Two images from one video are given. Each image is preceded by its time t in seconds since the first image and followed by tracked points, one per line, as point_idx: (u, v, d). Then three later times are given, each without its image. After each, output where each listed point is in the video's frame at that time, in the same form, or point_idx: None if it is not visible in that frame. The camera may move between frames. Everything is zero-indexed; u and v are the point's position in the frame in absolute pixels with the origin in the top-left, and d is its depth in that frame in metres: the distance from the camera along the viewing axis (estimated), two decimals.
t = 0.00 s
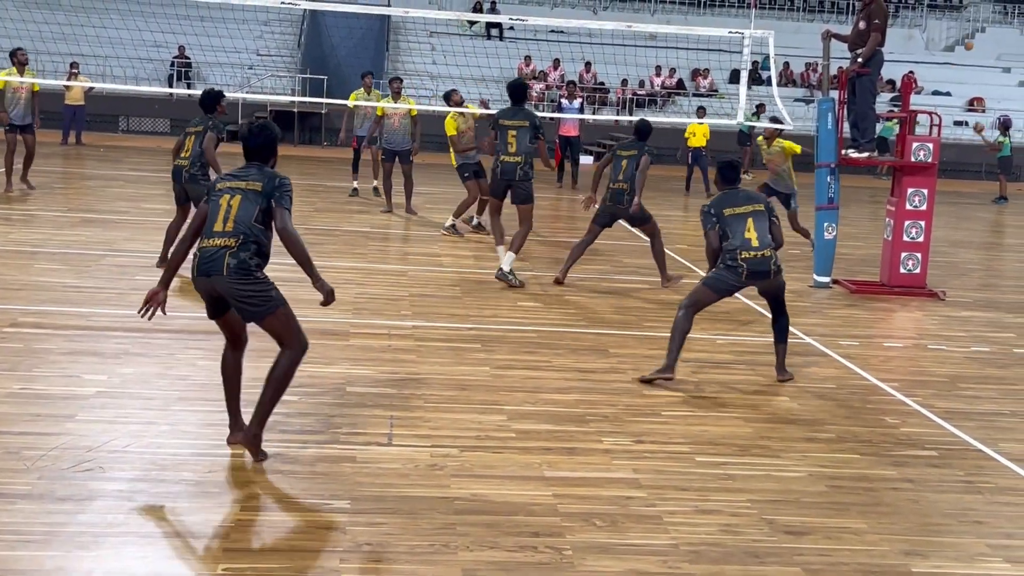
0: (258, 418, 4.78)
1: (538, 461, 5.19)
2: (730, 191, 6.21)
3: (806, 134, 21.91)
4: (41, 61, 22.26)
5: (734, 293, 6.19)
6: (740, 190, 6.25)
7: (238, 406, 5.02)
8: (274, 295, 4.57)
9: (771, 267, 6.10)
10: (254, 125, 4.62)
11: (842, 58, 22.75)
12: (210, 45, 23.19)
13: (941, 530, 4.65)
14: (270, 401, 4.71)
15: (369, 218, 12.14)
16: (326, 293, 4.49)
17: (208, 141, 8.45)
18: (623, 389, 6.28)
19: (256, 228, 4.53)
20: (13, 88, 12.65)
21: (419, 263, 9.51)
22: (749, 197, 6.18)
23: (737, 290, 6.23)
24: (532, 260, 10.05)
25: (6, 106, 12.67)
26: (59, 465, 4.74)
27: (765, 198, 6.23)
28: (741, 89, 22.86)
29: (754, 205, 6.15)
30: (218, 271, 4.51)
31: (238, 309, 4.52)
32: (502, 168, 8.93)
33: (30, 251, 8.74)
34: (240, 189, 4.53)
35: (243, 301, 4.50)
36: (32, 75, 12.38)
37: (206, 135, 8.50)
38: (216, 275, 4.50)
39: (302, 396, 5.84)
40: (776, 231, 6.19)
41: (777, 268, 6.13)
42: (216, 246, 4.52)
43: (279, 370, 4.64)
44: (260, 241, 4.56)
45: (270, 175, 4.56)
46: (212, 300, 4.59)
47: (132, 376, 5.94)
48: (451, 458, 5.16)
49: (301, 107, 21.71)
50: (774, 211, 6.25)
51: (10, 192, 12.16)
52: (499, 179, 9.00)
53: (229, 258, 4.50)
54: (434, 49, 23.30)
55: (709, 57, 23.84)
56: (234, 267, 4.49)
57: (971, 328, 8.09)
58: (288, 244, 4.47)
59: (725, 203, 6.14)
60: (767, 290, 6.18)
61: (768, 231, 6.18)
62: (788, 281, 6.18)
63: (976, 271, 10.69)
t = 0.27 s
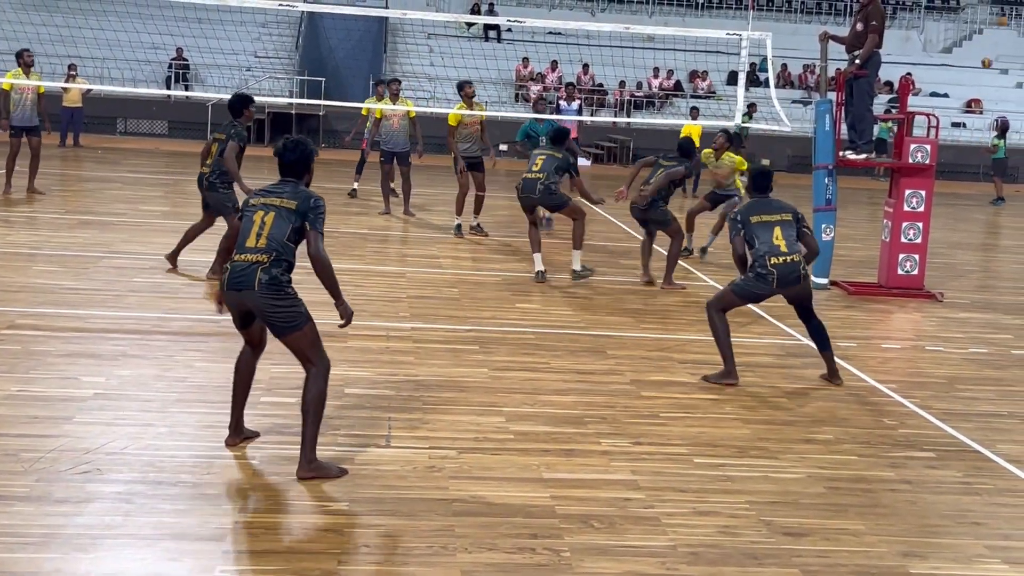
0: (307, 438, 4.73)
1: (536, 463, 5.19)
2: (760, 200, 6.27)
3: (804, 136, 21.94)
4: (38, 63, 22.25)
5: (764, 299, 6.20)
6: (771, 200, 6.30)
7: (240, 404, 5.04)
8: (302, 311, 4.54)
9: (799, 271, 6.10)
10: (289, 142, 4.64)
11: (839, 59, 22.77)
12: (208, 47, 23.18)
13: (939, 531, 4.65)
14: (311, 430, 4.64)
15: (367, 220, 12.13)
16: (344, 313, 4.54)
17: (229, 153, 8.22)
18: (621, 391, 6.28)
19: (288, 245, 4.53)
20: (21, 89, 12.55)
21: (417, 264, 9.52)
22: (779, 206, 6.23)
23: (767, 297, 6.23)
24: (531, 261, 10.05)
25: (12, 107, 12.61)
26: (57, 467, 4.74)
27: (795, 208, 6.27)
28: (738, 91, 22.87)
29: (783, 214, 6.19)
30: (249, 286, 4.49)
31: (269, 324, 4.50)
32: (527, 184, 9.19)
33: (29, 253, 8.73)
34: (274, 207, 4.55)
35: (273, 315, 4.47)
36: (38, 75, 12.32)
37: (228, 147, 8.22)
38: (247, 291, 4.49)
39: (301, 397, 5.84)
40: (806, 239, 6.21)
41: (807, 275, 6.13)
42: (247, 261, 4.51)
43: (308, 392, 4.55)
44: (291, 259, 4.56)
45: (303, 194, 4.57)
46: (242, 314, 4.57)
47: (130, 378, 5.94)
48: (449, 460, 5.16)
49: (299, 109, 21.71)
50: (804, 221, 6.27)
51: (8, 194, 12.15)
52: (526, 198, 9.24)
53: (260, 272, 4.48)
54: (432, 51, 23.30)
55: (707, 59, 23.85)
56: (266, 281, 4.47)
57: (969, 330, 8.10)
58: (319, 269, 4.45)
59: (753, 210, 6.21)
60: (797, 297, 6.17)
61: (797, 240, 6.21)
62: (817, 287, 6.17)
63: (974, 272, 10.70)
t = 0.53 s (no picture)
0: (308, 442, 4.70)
1: (535, 465, 5.19)
2: (748, 206, 6.22)
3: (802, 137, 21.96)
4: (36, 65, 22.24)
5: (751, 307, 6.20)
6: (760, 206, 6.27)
7: (243, 401, 5.10)
8: (320, 311, 4.55)
9: (788, 283, 6.13)
10: (307, 135, 4.61)
11: (837, 61, 22.78)
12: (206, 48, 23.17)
13: (937, 532, 4.65)
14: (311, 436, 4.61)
15: (365, 221, 12.13)
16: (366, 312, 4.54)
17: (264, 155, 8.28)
18: (619, 392, 6.28)
19: (310, 244, 4.53)
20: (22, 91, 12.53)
21: (416, 266, 9.52)
22: (767, 213, 6.21)
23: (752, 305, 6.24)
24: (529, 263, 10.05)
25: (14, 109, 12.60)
26: (55, 469, 4.74)
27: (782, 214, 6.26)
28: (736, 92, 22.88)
29: (772, 222, 6.18)
30: (272, 285, 4.53)
31: (288, 325, 4.54)
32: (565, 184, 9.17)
33: (27, 255, 8.73)
34: (297, 205, 4.54)
35: (294, 315, 4.51)
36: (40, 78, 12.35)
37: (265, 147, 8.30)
38: (269, 291, 4.54)
39: (299, 399, 5.84)
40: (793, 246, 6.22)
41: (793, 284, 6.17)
42: (270, 260, 4.53)
43: (317, 394, 4.57)
44: (315, 258, 4.56)
45: (326, 191, 4.54)
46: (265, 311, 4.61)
47: (129, 380, 5.94)
48: (447, 461, 5.16)
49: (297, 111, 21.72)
50: (791, 227, 6.28)
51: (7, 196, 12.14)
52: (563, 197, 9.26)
53: (282, 272, 4.51)
54: (430, 52, 23.31)
55: (705, 60, 23.87)
56: (287, 282, 4.50)
57: (967, 331, 8.10)
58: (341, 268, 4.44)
59: (741, 218, 6.18)
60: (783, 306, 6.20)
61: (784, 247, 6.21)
62: (802, 296, 6.22)
63: (972, 273, 10.71)
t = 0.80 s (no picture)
0: (344, 422, 4.93)
1: (534, 466, 5.19)
2: (722, 191, 6.13)
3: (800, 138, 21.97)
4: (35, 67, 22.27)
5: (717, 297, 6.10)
6: (739, 191, 6.14)
7: (250, 395, 5.19)
8: (322, 307, 4.61)
9: (752, 272, 5.97)
10: (312, 151, 4.67)
11: (836, 61, 22.80)
12: (205, 50, 23.21)
13: (936, 533, 4.65)
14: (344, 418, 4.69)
15: (363, 223, 12.14)
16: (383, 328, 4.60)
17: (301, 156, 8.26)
18: (618, 393, 6.28)
19: (307, 252, 4.61)
20: (19, 92, 12.51)
21: (414, 267, 9.52)
22: (744, 200, 6.08)
23: (721, 295, 6.13)
24: (528, 264, 10.06)
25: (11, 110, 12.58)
26: (54, 471, 4.74)
27: (759, 200, 6.11)
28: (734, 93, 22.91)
29: (746, 209, 6.05)
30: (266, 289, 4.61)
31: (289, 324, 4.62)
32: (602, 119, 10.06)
33: (26, 256, 8.73)
34: (299, 213, 4.62)
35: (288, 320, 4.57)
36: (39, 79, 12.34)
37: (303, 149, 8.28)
38: (263, 294, 4.60)
39: (298, 400, 5.84)
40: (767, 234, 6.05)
41: (761, 274, 5.99)
42: (267, 264, 4.61)
43: (343, 380, 4.63)
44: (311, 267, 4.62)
45: (330, 205, 4.64)
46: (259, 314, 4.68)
47: (128, 381, 5.94)
48: (446, 463, 5.16)
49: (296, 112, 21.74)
50: (768, 214, 6.10)
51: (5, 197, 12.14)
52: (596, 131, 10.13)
53: (277, 276, 4.58)
54: (429, 54, 23.31)
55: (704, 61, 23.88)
56: (281, 287, 4.56)
57: (965, 332, 8.11)
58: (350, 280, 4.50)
59: (713, 205, 6.09)
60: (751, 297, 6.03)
61: (756, 235, 6.06)
62: (773, 287, 6.01)
63: (970, 274, 10.72)
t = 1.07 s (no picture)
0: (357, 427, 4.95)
1: (533, 467, 5.19)
2: (719, 216, 5.93)
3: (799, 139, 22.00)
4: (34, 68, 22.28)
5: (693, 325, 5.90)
6: (735, 218, 5.92)
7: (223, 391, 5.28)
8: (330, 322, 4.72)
9: (730, 304, 5.76)
10: (315, 168, 4.78)
11: (834, 63, 22.82)
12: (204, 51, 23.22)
13: (936, 534, 4.65)
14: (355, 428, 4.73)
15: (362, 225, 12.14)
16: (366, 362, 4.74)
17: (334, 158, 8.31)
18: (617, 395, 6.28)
19: (315, 274, 4.69)
20: (18, 94, 12.51)
21: (413, 268, 9.52)
22: (737, 229, 5.86)
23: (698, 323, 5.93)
24: (526, 265, 10.06)
25: (9, 112, 12.58)
26: (53, 472, 4.74)
27: (755, 232, 5.86)
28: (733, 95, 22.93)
29: (737, 239, 5.83)
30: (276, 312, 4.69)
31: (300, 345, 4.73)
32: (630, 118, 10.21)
33: (25, 258, 8.73)
34: (304, 234, 4.70)
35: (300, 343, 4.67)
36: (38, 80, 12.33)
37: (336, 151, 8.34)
38: (274, 318, 4.69)
39: (297, 402, 5.83)
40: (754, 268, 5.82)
41: (740, 307, 5.75)
42: (274, 288, 4.68)
43: (359, 390, 4.68)
44: (316, 287, 4.71)
45: (336, 225, 4.73)
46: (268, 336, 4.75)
47: (126, 383, 5.94)
48: (445, 464, 5.16)
49: (295, 114, 21.75)
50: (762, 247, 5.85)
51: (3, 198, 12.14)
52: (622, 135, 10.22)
53: (286, 300, 4.66)
54: (428, 55, 23.32)
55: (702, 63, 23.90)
56: (291, 311, 4.66)
57: (964, 333, 8.10)
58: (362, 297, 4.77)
59: (706, 228, 5.90)
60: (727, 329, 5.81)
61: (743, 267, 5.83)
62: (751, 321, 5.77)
63: (968, 275, 10.72)
